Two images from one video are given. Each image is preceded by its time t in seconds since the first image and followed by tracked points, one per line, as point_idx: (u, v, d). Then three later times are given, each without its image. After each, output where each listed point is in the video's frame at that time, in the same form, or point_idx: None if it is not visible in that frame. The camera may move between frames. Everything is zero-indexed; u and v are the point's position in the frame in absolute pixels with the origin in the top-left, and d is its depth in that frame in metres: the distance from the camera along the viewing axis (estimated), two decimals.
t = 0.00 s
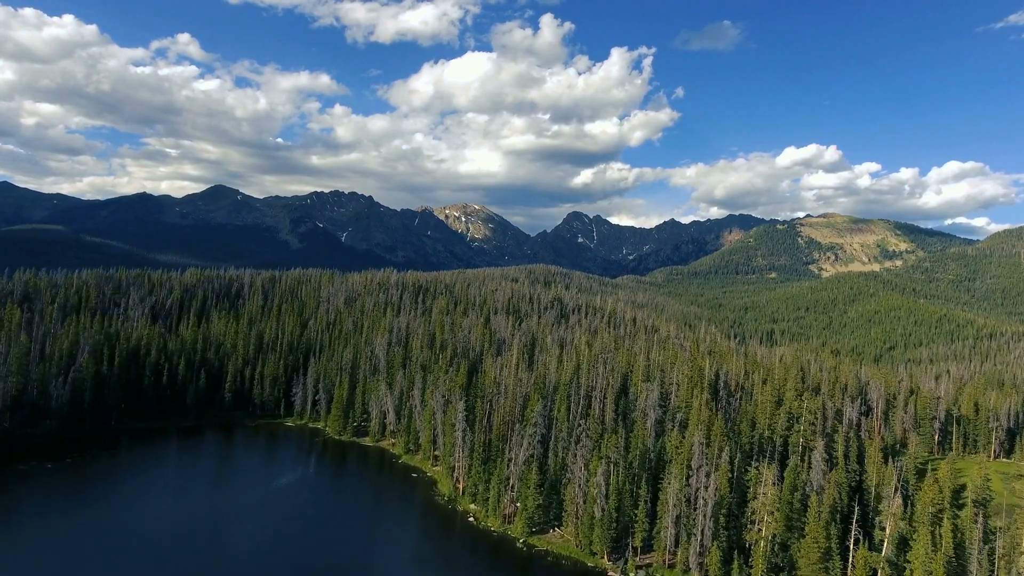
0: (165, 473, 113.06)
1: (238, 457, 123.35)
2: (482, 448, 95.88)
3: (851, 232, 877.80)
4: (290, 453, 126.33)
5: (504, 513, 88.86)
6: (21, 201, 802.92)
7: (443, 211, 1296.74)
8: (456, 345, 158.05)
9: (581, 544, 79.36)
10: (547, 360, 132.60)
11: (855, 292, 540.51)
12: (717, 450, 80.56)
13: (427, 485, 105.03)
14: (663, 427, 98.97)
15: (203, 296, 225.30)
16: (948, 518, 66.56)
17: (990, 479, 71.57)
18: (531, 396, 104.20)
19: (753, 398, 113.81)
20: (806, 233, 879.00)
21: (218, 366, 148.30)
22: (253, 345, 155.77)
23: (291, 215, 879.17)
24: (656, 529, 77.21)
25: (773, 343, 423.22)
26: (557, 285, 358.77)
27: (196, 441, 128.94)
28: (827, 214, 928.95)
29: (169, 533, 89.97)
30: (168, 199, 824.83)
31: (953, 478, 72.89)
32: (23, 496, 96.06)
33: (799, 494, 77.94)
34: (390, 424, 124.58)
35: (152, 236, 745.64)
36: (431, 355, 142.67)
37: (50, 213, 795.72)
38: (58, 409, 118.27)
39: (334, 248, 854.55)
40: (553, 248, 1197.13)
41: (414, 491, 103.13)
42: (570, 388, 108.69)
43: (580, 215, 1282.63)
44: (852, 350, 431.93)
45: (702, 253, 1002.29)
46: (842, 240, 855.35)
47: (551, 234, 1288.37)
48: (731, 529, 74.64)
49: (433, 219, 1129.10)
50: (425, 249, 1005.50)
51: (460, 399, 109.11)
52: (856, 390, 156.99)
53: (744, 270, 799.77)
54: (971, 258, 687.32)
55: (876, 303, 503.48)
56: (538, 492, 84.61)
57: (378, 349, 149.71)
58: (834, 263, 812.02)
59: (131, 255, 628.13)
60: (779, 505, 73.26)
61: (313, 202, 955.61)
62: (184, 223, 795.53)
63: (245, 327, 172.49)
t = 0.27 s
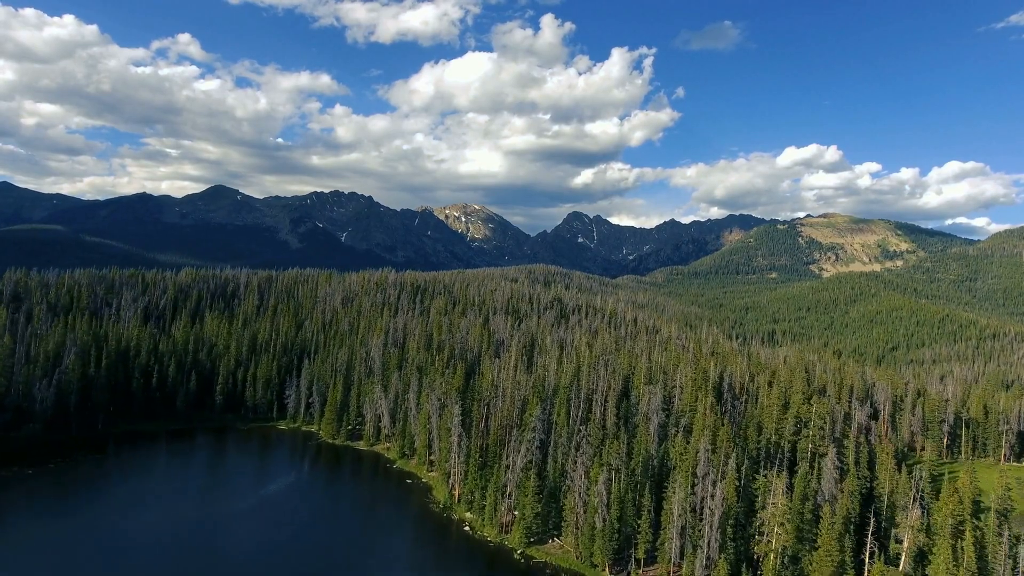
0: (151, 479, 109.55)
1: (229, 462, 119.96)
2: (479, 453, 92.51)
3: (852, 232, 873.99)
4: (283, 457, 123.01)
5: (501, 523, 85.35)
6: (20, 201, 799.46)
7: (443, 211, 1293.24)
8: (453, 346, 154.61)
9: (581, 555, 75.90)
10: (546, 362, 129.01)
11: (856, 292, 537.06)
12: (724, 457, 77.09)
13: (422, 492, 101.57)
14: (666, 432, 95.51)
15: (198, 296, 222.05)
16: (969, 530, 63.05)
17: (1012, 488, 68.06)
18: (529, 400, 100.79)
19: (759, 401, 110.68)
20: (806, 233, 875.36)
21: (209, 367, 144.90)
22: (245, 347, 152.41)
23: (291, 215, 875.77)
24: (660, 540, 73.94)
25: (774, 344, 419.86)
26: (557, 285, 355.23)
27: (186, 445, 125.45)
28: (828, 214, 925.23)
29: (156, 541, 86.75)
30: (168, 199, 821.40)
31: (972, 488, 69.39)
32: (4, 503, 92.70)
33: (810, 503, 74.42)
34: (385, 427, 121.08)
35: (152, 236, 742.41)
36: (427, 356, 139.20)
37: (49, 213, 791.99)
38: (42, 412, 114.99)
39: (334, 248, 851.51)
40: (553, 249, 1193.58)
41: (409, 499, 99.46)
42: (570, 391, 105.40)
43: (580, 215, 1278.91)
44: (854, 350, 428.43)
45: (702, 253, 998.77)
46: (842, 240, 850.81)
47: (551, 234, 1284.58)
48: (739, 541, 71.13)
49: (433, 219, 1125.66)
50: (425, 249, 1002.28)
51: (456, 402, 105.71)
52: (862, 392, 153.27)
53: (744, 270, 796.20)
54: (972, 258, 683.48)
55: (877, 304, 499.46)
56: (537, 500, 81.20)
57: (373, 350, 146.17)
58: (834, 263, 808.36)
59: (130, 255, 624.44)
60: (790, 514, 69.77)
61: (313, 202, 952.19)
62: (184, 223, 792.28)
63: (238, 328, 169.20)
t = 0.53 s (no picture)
0: (136, 485, 105.83)
1: (219, 467, 116.39)
2: (474, 460, 88.87)
3: (852, 233, 869.72)
4: (274, 462, 119.40)
5: (497, 533, 81.58)
6: (20, 201, 797.02)
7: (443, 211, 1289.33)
8: (450, 348, 151.25)
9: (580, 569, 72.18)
10: (545, 364, 125.58)
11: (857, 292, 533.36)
12: (732, 465, 73.42)
13: (417, 500, 97.89)
14: (669, 437, 91.94)
15: (192, 297, 218.78)
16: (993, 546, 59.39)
17: None
18: (527, 405, 97.14)
19: (765, 405, 107.24)
20: (806, 232, 871.29)
21: (200, 369, 141.67)
22: (236, 349, 149.29)
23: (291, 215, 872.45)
24: (663, 553, 70.34)
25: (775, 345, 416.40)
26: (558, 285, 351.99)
27: (174, 450, 121.98)
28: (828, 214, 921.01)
29: (140, 548, 83.30)
30: (167, 199, 818.27)
31: (993, 499, 65.90)
32: None
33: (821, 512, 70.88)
34: (379, 431, 117.55)
35: (152, 236, 739.52)
36: (423, 358, 135.74)
37: (49, 213, 789.11)
38: (24, 416, 111.81)
39: (333, 249, 848.09)
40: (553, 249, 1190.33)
41: (403, 507, 95.77)
42: (569, 394, 101.79)
43: (580, 215, 1275.16)
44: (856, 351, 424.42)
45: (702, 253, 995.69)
46: (843, 240, 846.83)
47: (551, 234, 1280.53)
48: (748, 555, 67.50)
49: (433, 219, 1122.58)
50: (424, 250, 998.78)
51: (451, 405, 102.13)
52: (868, 394, 149.65)
53: (744, 270, 792.64)
54: (973, 258, 678.93)
55: (878, 304, 495.81)
56: (535, 509, 77.60)
57: (368, 352, 142.62)
58: (834, 263, 804.48)
59: (129, 255, 620.74)
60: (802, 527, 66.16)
61: (313, 202, 948.97)
62: (184, 223, 789.34)
63: (231, 329, 165.97)
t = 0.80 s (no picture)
0: (120, 491, 102.16)
1: (207, 472, 112.80)
2: (469, 466, 85.27)
3: (853, 232, 865.87)
4: (265, 467, 115.87)
5: (493, 544, 78.01)
6: (19, 200, 793.33)
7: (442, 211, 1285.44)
8: (447, 349, 147.66)
9: None
10: (544, 367, 122.25)
11: (858, 292, 529.67)
12: (740, 474, 70.09)
13: (410, 507, 94.51)
14: (673, 442, 88.65)
15: (186, 297, 215.20)
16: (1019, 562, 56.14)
17: None
18: (525, 408, 93.47)
19: (771, 408, 104.00)
20: (807, 232, 867.36)
21: (190, 371, 138.01)
22: (228, 350, 145.63)
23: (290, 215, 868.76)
24: (668, 567, 66.93)
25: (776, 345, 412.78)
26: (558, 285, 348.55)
27: (162, 454, 118.30)
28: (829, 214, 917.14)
29: (124, 557, 79.92)
30: (167, 199, 814.20)
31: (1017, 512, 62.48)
32: None
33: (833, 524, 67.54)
34: (372, 435, 113.91)
35: (151, 236, 735.95)
36: (419, 359, 132.21)
37: (48, 213, 785.44)
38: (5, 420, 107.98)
39: (333, 249, 844.69)
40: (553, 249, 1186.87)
41: (396, 515, 92.35)
42: (569, 397, 98.18)
43: (580, 215, 1271.29)
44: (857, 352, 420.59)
45: (703, 253, 992.25)
46: (844, 240, 842.91)
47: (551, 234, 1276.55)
48: (757, 569, 64.11)
49: (433, 219, 1119.40)
50: (424, 249, 995.25)
51: (446, 409, 98.69)
52: (875, 396, 146.40)
53: (744, 270, 789.32)
54: (974, 258, 674.93)
55: (879, 304, 492.21)
56: (533, 519, 74.13)
57: (363, 353, 139.32)
58: (835, 263, 800.82)
59: (129, 255, 616.27)
60: (815, 541, 62.79)
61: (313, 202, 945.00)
62: (183, 223, 785.62)
63: (224, 330, 162.40)
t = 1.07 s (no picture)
0: (102, 497, 98.46)
1: (195, 478, 109.15)
2: (464, 474, 81.66)
3: (853, 232, 862.27)
4: (255, 473, 112.19)
5: (488, 556, 74.24)
6: (18, 200, 788.85)
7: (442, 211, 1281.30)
8: (443, 351, 143.95)
9: None
10: (542, 369, 118.71)
11: (859, 292, 526.24)
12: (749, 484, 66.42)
13: (403, 516, 90.80)
14: (676, 449, 85.08)
15: (180, 297, 211.57)
16: None
17: None
18: (523, 412, 89.84)
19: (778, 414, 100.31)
20: (807, 232, 863.58)
21: (178, 373, 134.42)
22: (218, 352, 142.00)
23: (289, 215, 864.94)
24: None
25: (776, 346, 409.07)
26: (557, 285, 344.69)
27: (148, 459, 114.63)
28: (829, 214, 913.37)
29: (106, 568, 76.32)
30: (166, 199, 809.65)
31: None
32: None
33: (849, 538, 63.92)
34: (365, 440, 110.13)
35: (150, 236, 732.22)
36: (414, 361, 128.57)
37: (48, 213, 781.23)
38: None
39: (333, 249, 841.33)
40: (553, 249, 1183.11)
41: (387, 523, 88.70)
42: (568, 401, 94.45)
43: (580, 215, 1267.71)
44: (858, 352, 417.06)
45: (703, 253, 988.52)
46: (844, 240, 839.15)
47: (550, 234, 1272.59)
48: None
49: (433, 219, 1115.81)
50: (423, 249, 991.87)
51: (440, 413, 95.02)
52: (882, 399, 142.79)
53: (744, 269, 785.99)
54: (975, 258, 671.14)
55: (879, 304, 488.64)
56: (531, 530, 70.33)
57: (357, 355, 135.73)
58: (835, 263, 797.23)
59: (128, 255, 611.95)
60: (829, 556, 59.21)
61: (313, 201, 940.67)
62: (182, 223, 781.70)
63: (215, 331, 158.81)
